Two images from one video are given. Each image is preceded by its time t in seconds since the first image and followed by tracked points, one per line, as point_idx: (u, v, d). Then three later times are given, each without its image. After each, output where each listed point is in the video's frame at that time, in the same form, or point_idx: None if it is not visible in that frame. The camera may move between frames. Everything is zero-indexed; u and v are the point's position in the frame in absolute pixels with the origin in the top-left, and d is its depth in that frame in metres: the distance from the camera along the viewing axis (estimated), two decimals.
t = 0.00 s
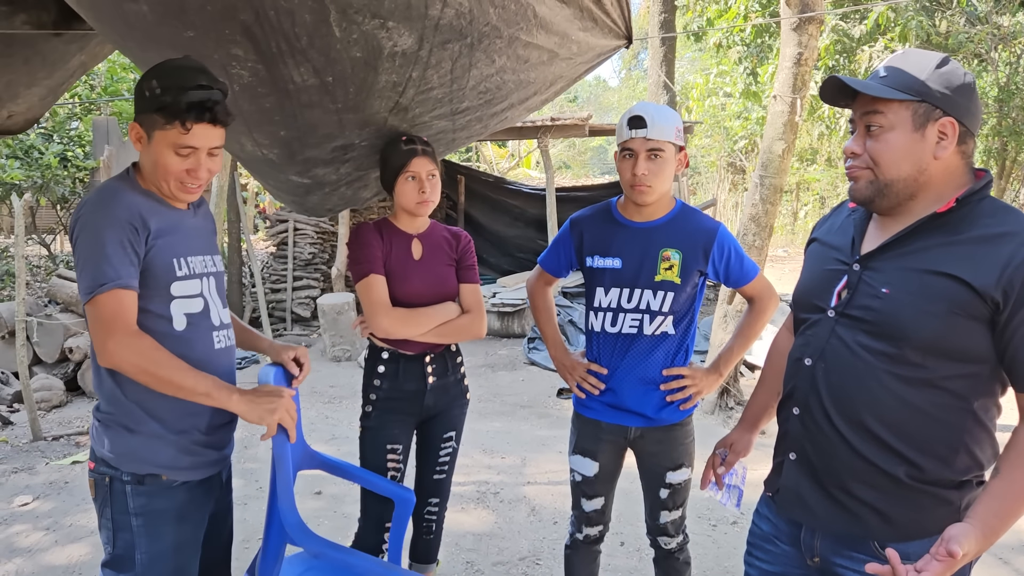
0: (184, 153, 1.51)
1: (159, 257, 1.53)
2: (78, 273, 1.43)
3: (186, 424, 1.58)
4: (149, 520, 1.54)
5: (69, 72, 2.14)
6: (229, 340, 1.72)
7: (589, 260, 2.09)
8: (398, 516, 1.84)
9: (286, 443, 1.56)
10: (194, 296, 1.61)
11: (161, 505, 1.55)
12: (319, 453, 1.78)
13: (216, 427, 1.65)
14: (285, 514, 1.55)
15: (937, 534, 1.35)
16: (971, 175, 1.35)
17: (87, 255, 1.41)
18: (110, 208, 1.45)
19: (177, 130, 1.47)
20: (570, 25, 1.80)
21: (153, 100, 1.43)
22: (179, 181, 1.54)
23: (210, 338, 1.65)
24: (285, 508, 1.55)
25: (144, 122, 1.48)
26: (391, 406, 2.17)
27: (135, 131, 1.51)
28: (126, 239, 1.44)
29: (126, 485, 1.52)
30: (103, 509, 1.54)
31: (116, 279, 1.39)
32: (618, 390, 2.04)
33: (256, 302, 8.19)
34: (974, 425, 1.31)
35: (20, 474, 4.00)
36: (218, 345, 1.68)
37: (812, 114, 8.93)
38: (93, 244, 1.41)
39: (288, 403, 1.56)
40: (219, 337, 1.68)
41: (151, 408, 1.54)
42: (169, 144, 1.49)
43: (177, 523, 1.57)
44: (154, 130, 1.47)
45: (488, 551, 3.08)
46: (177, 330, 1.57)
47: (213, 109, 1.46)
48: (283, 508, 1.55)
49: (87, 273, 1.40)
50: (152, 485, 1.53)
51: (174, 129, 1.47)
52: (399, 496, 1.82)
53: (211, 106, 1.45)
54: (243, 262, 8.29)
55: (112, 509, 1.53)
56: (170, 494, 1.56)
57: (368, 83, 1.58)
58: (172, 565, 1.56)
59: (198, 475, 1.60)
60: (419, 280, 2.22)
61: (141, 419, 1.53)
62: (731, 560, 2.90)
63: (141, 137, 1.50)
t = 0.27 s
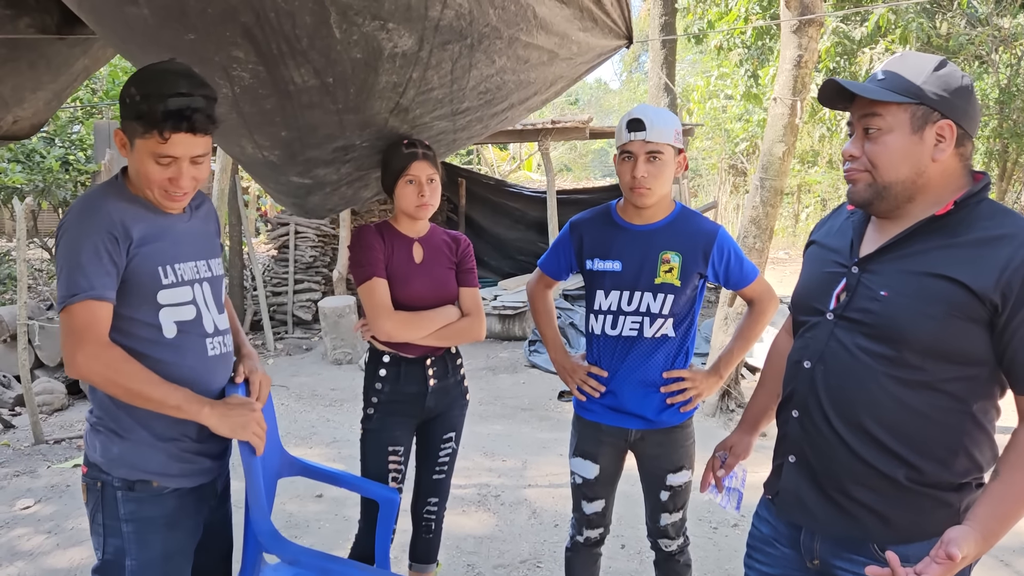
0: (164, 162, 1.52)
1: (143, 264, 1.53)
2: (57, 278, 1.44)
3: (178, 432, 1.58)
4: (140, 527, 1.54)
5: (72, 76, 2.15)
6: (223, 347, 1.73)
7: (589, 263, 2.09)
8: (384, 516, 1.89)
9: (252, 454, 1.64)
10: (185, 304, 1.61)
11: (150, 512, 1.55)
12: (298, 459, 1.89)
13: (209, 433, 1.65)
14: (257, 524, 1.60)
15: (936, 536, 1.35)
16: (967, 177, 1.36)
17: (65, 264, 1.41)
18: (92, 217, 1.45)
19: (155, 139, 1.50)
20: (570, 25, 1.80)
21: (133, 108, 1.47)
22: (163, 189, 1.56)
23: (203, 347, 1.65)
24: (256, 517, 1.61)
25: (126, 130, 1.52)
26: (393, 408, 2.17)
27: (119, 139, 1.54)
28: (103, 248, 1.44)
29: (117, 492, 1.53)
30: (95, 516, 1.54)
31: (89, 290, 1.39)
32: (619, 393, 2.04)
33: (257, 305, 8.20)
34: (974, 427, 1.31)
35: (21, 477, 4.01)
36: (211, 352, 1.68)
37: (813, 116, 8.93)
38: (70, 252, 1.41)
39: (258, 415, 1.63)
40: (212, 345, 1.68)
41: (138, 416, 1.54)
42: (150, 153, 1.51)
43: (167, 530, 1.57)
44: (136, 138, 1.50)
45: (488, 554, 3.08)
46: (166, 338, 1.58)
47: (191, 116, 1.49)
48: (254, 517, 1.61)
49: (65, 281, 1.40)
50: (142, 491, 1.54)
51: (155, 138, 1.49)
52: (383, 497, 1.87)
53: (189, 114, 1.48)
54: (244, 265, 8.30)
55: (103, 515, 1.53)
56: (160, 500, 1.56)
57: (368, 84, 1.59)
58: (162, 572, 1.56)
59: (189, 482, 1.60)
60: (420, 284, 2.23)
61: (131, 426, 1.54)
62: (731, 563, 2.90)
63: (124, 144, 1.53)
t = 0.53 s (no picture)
0: (169, 157, 1.52)
1: (142, 272, 1.53)
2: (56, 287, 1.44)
3: (179, 438, 1.59)
4: (140, 532, 1.54)
5: (72, 81, 2.16)
6: (226, 351, 1.73)
7: (588, 266, 2.09)
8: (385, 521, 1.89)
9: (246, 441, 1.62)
10: (186, 309, 1.62)
11: (150, 518, 1.55)
12: (301, 463, 1.89)
13: (211, 439, 1.65)
14: (257, 527, 1.59)
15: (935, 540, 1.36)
16: (964, 181, 1.36)
17: (63, 273, 1.41)
18: (89, 226, 1.45)
19: (155, 137, 1.49)
20: (569, 28, 1.81)
21: (123, 113, 1.46)
22: (173, 187, 1.55)
23: (204, 351, 1.66)
24: (255, 520, 1.60)
25: (120, 138, 1.50)
26: (393, 412, 2.18)
27: (116, 150, 1.52)
28: (101, 257, 1.44)
29: (118, 497, 1.53)
30: (96, 521, 1.55)
31: (86, 301, 1.40)
32: (617, 396, 2.05)
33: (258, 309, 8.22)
34: (971, 431, 1.31)
35: (22, 481, 4.01)
36: (214, 356, 1.69)
37: (813, 119, 8.93)
38: (68, 263, 1.41)
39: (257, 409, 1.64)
40: (214, 350, 1.69)
41: (139, 423, 1.55)
42: (151, 152, 1.50)
43: (167, 536, 1.58)
44: (132, 142, 1.49)
45: (488, 557, 3.08)
46: (168, 344, 1.59)
47: (184, 107, 1.49)
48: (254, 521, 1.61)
49: (61, 292, 1.41)
50: (143, 497, 1.54)
51: (153, 136, 1.49)
52: (384, 501, 1.88)
53: (184, 104, 1.48)
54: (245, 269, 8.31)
55: (105, 520, 1.54)
56: (160, 506, 1.57)
57: (367, 88, 1.59)
58: None
59: (190, 487, 1.61)
60: (420, 287, 2.23)
61: (131, 432, 1.54)
62: (732, 566, 2.90)
63: (122, 153, 1.52)
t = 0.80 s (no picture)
0: (182, 153, 1.55)
1: (157, 277, 1.53)
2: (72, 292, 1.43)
3: (191, 442, 1.59)
4: (154, 537, 1.54)
5: (69, 86, 2.17)
6: (233, 354, 1.74)
7: (586, 270, 2.10)
8: (388, 525, 1.89)
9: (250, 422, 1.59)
10: (196, 312, 1.62)
11: (163, 522, 1.55)
12: (304, 466, 1.90)
13: (220, 442, 1.66)
14: (260, 529, 1.60)
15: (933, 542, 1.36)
16: (961, 184, 1.37)
17: (81, 279, 1.41)
18: (105, 231, 1.44)
19: (167, 134, 1.52)
20: (566, 34, 1.81)
21: (131, 116, 1.49)
22: (187, 184, 1.58)
23: (214, 353, 1.67)
24: (260, 522, 1.59)
25: (131, 141, 1.52)
26: (393, 415, 2.18)
27: (124, 155, 1.55)
28: (119, 263, 1.44)
29: (132, 502, 1.53)
30: (108, 526, 1.54)
31: (108, 306, 1.40)
32: (617, 399, 2.05)
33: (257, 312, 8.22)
34: (969, 434, 1.32)
35: (22, 486, 4.01)
36: (223, 359, 1.70)
37: (811, 121, 8.94)
38: (87, 268, 1.41)
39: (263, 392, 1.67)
40: (223, 352, 1.70)
41: (152, 428, 1.54)
42: (163, 150, 1.54)
43: (179, 540, 1.58)
44: (144, 143, 1.52)
45: (488, 561, 3.08)
46: (180, 348, 1.59)
47: (192, 102, 1.52)
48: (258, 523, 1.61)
49: (81, 297, 1.40)
50: (157, 502, 1.54)
51: (164, 133, 1.52)
52: (387, 505, 1.88)
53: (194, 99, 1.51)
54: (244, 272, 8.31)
55: (118, 525, 1.53)
56: (173, 510, 1.57)
57: (365, 94, 1.60)
58: None
59: (200, 491, 1.61)
60: (419, 291, 2.24)
61: (144, 438, 1.54)
62: (731, 569, 2.91)
63: (132, 156, 1.54)
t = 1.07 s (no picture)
0: (192, 151, 1.51)
1: (168, 278, 1.52)
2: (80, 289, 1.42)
3: (200, 445, 1.59)
4: (163, 540, 1.54)
5: (66, 90, 2.17)
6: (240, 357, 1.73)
7: (584, 272, 2.10)
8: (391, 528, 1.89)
9: (263, 425, 1.58)
10: (206, 314, 1.61)
11: (173, 526, 1.55)
12: (309, 467, 1.89)
13: (228, 446, 1.66)
14: (271, 530, 1.61)
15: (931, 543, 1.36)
16: (958, 186, 1.37)
17: (89, 276, 1.40)
18: (116, 229, 1.43)
19: (176, 133, 1.48)
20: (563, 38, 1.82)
21: (139, 116, 1.44)
22: (197, 182, 1.54)
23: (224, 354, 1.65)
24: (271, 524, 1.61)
25: (139, 142, 1.48)
26: (392, 418, 2.18)
27: (133, 156, 1.50)
28: (131, 262, 1.43)
29: (142, 505, 1.53)
30: (116, 530, 1.54)
31: (114, 302, 1.38)
32: (615, 401, 2.05)
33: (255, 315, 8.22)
34: (966, 436, 1.32)
35: (20, 490, 4.00)
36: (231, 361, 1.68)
37: (808, 123, 8.97)
38: (96, 265, 1.40)
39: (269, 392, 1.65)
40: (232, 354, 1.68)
41: (161, 431, 1.54)
42: (173, 148, 1.49)
43: (188, 543, 1.58)
44: (153, 143, 1.48)
45: (487, 563, 3.08)
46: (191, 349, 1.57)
47: (199, 99, 1.48)
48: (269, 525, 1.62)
49: (88, 293, 1.39)
50: (167, 505, 1.54)
51: (174, 131, 1.48)
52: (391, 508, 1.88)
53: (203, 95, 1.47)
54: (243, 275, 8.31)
55: (127, 528, 1.53)
56: (183, 514, 1.57)
57: (363, 98, 1.60)
58: None
59: (209, 494, 1.61)
60: (418, 294, 2.24)
61: (154, 441, 1.53)
62: (731, 570, 2.91)
63: (141, 157, 1.50)
